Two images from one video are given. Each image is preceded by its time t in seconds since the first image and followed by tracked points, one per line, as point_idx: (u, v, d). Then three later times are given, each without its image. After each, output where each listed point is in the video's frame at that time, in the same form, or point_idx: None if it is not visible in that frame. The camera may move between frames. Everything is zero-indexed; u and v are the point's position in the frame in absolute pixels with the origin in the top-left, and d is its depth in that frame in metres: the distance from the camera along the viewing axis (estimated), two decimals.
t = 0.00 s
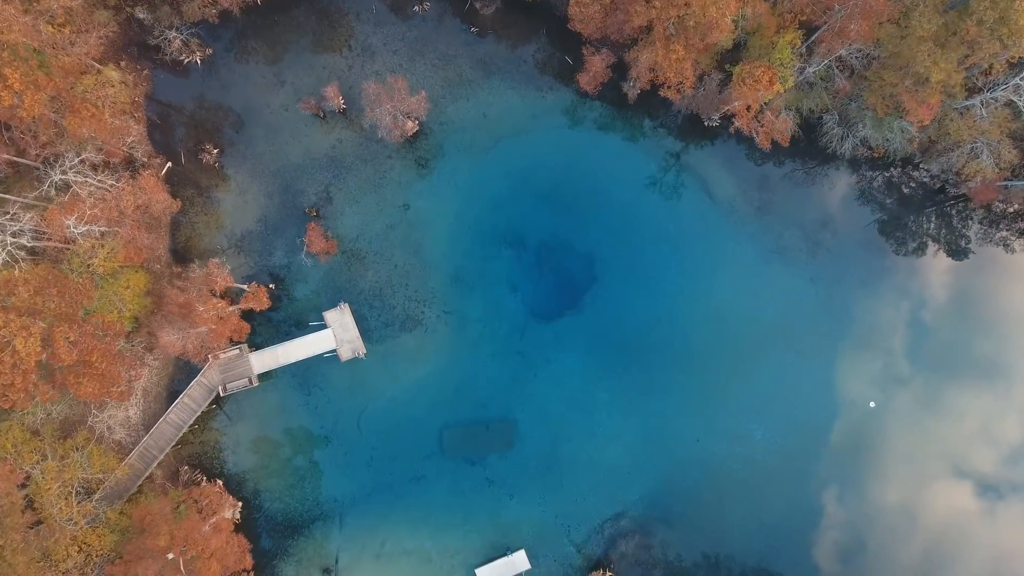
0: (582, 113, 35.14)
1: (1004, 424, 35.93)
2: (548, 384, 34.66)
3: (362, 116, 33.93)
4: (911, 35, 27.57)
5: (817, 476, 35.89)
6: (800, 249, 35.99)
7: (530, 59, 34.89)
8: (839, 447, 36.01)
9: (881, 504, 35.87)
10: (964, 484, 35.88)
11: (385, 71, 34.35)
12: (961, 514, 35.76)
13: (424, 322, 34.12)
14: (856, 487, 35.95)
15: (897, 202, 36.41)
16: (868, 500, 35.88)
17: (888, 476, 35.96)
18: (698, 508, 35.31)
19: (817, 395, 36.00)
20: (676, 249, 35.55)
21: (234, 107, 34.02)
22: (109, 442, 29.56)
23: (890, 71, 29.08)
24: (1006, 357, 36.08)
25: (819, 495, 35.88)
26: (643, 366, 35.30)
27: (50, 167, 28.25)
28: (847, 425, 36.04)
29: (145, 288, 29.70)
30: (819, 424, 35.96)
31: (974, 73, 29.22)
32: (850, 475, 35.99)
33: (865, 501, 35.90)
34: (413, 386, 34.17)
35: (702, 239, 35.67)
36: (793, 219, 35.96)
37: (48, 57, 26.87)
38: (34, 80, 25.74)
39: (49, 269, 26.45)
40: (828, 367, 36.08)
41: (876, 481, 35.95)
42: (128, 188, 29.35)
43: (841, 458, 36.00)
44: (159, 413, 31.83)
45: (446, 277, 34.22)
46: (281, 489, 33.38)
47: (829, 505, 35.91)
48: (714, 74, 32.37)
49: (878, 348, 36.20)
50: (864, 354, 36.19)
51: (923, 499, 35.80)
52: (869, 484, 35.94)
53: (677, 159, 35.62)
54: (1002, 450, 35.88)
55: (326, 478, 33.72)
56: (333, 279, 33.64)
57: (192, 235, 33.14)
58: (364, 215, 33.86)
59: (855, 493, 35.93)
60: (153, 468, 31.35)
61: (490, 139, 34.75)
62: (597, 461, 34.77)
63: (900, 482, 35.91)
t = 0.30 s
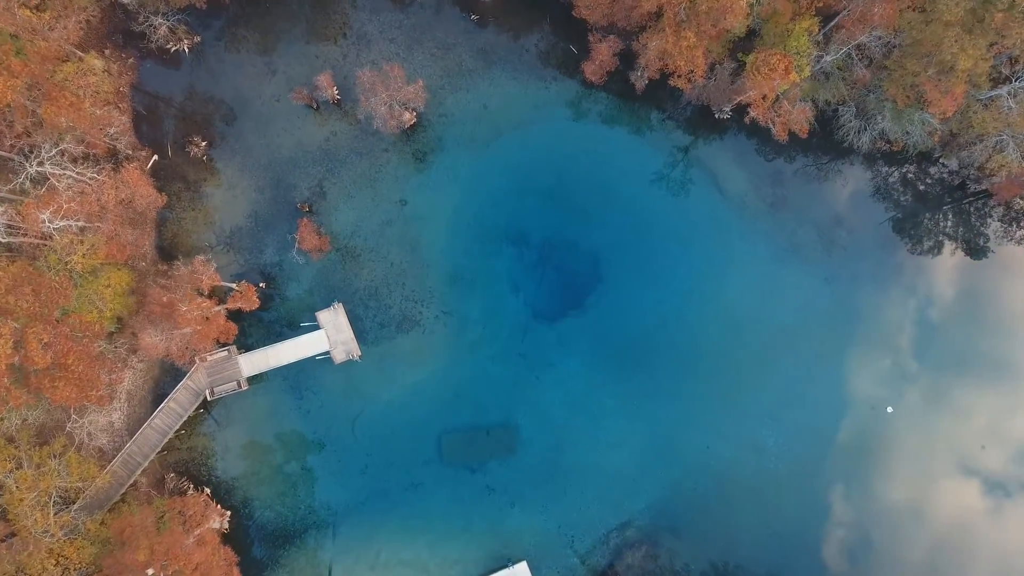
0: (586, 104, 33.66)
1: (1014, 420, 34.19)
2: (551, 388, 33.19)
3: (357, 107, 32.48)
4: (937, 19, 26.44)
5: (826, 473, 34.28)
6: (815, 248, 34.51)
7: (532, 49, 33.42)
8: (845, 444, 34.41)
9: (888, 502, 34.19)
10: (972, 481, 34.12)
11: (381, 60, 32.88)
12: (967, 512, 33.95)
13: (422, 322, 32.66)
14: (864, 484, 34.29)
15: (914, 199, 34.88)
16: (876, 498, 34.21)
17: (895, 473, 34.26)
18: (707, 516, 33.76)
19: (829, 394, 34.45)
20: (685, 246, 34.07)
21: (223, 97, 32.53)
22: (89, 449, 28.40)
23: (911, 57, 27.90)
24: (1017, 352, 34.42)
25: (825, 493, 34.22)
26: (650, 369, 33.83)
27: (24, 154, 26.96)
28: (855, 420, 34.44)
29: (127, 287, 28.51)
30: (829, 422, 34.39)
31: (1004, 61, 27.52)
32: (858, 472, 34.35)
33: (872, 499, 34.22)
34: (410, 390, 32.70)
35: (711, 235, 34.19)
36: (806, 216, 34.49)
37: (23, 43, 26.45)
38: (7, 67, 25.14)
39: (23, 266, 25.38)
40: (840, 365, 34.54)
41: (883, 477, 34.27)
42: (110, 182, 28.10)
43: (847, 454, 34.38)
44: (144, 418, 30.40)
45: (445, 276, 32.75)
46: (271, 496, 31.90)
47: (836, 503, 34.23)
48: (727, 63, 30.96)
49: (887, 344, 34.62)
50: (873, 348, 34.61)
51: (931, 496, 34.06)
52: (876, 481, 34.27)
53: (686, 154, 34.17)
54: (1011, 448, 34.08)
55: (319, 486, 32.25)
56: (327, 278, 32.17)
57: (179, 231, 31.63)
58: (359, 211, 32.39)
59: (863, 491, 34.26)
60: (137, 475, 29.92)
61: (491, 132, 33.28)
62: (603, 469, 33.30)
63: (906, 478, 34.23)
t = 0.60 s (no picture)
0: (591, 96, 32.26)
1: None
2: (553, 392, 31.79)
3: (351, 98, 31.08)
4: (964, 3, 25.56)
5: (836, 468, 32.79)
6: (830, 246, 33.07)
7: (535, 38, 32.03)
8: (852, 440, 32.92)
9: (895, 499, 32.76)
10: (980, 479, 32.70)
11: (376, 48, 31.45)
12: (974, 510, 32.58)
13: (419, 323, 31.25)
14: (872, 480, 32.84)
15: (930, 194, 33.48)
16: (884, 495, 32.78)
17: (903, 469, 32.81)
18: (716, 525, 32.32)
19: (841, 394, 33.00)
20: (694, 244, 32.65)
21: (211, 88, 31.12)
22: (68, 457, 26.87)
23: (934, 43, 26.82)
24: None
25: (833, 490, 32.75)
26: (657, 373, 32.43)
27: None
28: (863, 416, 32.98)
29: (107, 286, 27.13)
30: (840, 420, 32.94)
31: None
32: (867, 469, 32.87)
33: (880, 496, 32.77)
34: (407, 394, 31.30)
35: (722, 233, 32.78)
36: (821, 213, 33.07)
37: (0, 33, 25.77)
38: None
39: None
40: (853, 364, 33.06)
41: (890, 473, 32.80)
42: (90, 176, 27.32)
43: (855, 450, 32.91)
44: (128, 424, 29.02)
45: (443, 275, 31.36)
46: (261, 505, 30.48)
47: (844, 500, 32.77)
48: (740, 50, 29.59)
49: (897, 338, 33.14)
50: (883, 342, 33.14)
51: (938, 494, 32.69)
52: (884, 478, 32.80)
53: (695, 148, 32.76)
54: (1018, 444, 32.73)
55: (312, 494, 30.83)
56: (320, 276, 30.76)
57: (164, 227, 30.18)
58: (354, 207, 30.99)
59: (870, 488, 32.81)
60: (121, 483, 28.59)
61: (491, 124, 31.86)
62: (609, 478, 31.90)
63: (913, 474, 32.78)
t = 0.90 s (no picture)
0: (596, 86, 30.80)
1: None
2: (558, 397, 30.32)
3: (345, 88, 29.62)
4: None
5: (844, 465, 31.28)
6: (847, 246, 31.58)
7: (538, 26, 30.56)
8: (859, 437, 31.37)
9: (903, 498, 31.29)
10: (986, 475, 31.21)
11: (371, 35, 29.96)
12: (980, 509, 31.13)
13: (415, 325, 29.78)
14: (880, 477, 31.31)
15: (948, 190, 31.97)
16: (891, 493, 31.29)
17: (911, 467, 31.30)
18: (726, 534, 30.83)
19: (854, 393, 31.44)
20: (703, 242, 31.18)
21: (198, 76, 29.66)
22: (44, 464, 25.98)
23: (961, 29, 25.32)
24: None
25: (839, 488, 31.22)
26: (665, 377, 30.95)
27: None
28: (871, 412, 31.45)
29: (85, 285, 25.98)
30: (850, 418, 31.40)
31: None
32: (876, 466, 31.34)
33: (887, 495, 31.28)
34: (403, 398, 29.84)
35: (734, 229, 31.29)
36: (838, 210, 31.60)
37: None
38: None
39: None
40: (866, 363, 31.49)
41: (896, 469, 31.29)
42: (66, 168, 26.07)
43: (862, 447, 31.37)
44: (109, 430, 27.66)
45: (441, 273, 29.90)
46: (250, 515, 29.01)
47: (850, 498, 31.25)
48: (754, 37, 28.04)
49: (904, 330, 31.61)
50: (894, 337, 31.60)
51: (944, 492, 31.21)
52: (892, 475, 31.29)
53: (705, 142, 31.32)
54: None
55: (305, 504, 29.34)
56: (312, 275, 29.30)
57: (148, 223, 28.73)
58: (348, 202, 29.54)
59: (878, 486, 31.29)
60: (101, 492, 27.21)
61: (492, 115, 30.39)
62: (614, 487, 30.44)
63: (920, 471, 31.27)
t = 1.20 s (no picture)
0: (601, 75, 29.38)
1: None
2: (562, 403, 28.89)
3: (337, 76, 28.17)
4: None
5: (850, 460, 29.79)
6: (865, 245, 30.07)
7: (541, 12, 29.14)
8: (868, 433, 29.86)
9: (910, 495, 29.76)
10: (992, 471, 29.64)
11: (365, 19, 28.48)
12: (984, 506, 29.57)
13: (412, 325, 28.35)
14: (888, 474, 29.78)
15: (966, 184, 30.47)
16: (897, 490, 29.76)
17: (917, 462, 29.79)
18: (739, 547, 29.33)
19: (866, 391, 29.95)
20: (713, 238, 29.75)
21: (183, 64, 28.20)
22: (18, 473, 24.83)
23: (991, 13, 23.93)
24: None
25: (846, 485, 29.70)
26: (673, 380, 29.52)
27: None
28: (880, 406, 29.95)
29: (61, 284, 24.69)
30: (860, 413, 29.90)
31: None
32: (885, 463, 29.81)
33: (894, 492, 29.75)
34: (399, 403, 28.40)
35: (745, 225, 29.83)
36: (854, 205, 30.12)
37: None
38: None
39: None
40: (881, 360, 29.98)
41: (903, 465, 29.78)
42: (41, 160, 24.87)
43: (871, 443, 29.86)
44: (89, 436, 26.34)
45: (438, 271, 28.46)
46: (239, 525, 27.56)
47: (857, 496, 29.70)
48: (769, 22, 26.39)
49: (913, 320, 30.10)
50: (904, 330, 30.07)
51: (951, 488, 29.64)
52: (899, 471, 29.77)
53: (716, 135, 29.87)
54: None
55: (297, 513, 27.89)
56: (303, 273, 27.86)
57: (130, 219, 27.34)
58: (341, 196, 28.10)
59: (886, 483, 29.77)
60: (80, 503, 25.82)
61: (493, 106, 28.95)
62: (620, 495, 29.00)
63: (927, 467, 29.76)
